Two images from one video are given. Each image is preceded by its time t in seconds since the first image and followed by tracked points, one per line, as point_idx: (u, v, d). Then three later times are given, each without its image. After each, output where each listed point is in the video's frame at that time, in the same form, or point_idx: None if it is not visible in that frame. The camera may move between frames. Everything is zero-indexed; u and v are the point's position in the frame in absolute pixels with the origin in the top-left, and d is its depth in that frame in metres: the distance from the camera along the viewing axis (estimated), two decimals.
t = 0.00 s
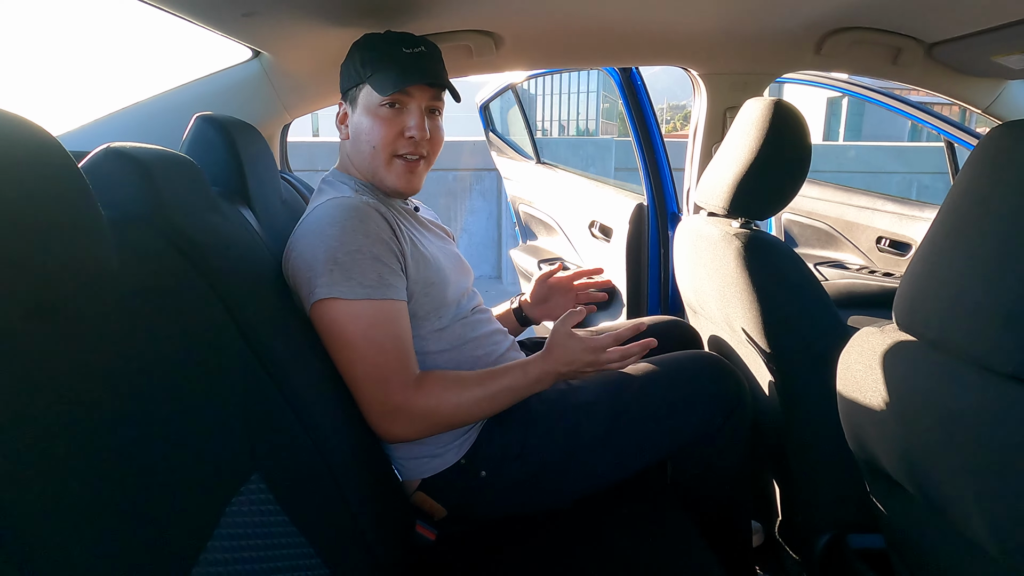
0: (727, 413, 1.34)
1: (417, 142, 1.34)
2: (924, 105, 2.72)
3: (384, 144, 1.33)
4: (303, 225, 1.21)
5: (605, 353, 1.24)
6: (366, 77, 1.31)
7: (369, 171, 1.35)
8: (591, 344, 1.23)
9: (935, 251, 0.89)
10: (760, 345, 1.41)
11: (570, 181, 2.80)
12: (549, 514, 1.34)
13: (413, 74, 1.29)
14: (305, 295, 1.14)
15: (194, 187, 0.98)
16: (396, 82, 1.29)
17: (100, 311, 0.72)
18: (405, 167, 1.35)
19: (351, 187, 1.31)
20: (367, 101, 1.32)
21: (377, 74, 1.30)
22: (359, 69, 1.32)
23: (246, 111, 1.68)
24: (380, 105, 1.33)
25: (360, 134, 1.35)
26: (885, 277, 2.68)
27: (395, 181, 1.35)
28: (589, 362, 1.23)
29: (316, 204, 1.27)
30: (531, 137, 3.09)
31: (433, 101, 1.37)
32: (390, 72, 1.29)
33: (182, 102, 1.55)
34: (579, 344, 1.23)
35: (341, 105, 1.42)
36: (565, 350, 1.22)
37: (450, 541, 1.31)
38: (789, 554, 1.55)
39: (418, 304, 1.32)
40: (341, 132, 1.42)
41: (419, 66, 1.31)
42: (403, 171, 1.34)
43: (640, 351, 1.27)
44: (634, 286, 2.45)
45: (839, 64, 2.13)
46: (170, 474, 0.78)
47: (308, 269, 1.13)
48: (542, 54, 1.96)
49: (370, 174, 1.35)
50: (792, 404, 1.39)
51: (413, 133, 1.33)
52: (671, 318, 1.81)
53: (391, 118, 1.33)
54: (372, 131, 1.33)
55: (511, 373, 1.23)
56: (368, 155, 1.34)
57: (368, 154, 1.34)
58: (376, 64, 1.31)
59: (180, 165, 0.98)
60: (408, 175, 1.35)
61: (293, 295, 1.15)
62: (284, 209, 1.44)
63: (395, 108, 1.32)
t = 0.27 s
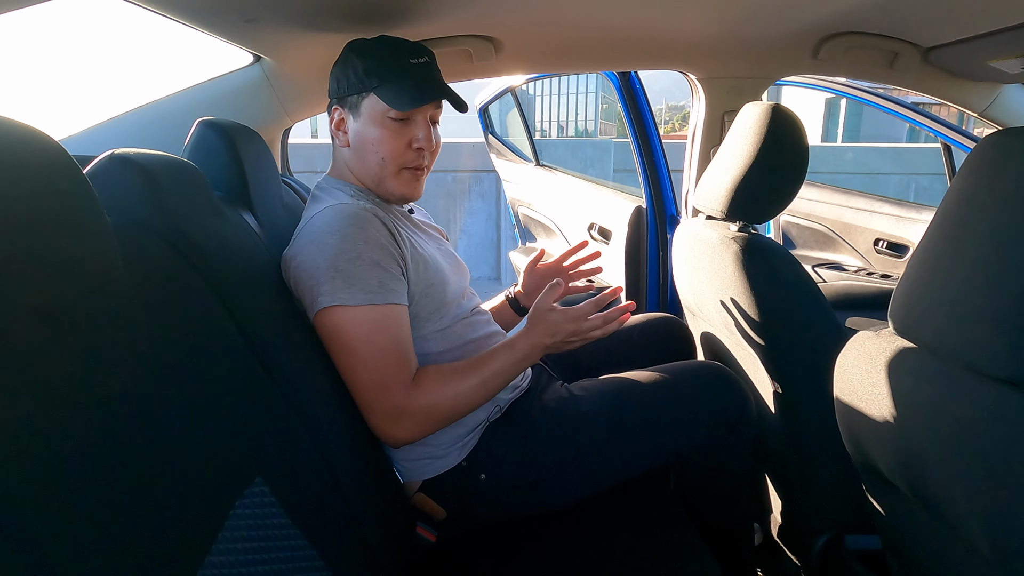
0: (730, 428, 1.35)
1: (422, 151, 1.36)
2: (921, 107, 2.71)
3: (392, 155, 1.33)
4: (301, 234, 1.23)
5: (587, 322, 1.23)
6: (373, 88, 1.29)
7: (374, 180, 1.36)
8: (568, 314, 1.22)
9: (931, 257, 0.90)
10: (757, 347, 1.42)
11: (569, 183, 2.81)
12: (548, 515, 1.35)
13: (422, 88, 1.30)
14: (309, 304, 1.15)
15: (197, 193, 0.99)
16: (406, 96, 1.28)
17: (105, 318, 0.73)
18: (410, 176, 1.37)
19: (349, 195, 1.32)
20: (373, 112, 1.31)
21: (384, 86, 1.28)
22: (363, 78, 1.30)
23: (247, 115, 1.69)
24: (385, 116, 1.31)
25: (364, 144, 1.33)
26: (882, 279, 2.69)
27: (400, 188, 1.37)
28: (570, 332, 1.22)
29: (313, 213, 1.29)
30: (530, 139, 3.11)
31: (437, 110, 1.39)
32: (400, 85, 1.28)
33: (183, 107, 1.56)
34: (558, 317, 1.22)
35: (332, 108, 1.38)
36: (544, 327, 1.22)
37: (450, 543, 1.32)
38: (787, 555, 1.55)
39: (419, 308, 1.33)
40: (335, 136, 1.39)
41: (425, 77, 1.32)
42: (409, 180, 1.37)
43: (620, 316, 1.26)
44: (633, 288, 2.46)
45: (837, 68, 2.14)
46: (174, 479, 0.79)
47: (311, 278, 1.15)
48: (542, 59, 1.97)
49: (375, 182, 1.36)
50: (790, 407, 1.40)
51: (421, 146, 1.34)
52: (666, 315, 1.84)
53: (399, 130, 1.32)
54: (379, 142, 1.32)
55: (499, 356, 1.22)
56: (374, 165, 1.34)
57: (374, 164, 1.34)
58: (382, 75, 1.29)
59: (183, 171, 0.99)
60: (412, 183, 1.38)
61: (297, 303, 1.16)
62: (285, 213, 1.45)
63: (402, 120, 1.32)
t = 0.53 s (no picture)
0: (731, 428, 1.37)
1: (428, 153, 1.37)
2: (920, 109, 2.72)
3: (399, 158, 1.34)
4: (303, 239, 1.23)
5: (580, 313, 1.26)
6: (380, 92, 1.30)
7: (381, 183, 1.36)
8: (559, 307, 1.25)
9: (928, 258, 0.91)
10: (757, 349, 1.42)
11: (568, 184, 2.82)
12: (548, 516, 1.36)
13: (429, 91, 1.32)
14: (313, 307, 1.16)
15: (200, 194, 1.00)
16: (414, 99, 1.30)
17: (110, 320, 0.74)
18: (416, 178, 1.38)
19: (351, 198, 1.33)
20: (380, 115, 1.31)
21: (392, 89, 1.30)
22: (369, 82, 1.31)
23: (249, 117, 1.70)
24: (392, 119, 1.32)
25: (370, 147, 1.34)
26: (881, 279, 2.70)
27: (407, 191, 1.38)
28: (568, 326, 1.24)
29: (316, 216, 1.29)
30: (529, 140, 3.11)
31: (441, 113, 1.40)
32: (407, 88, 1.30)
33: (184, 108, 1.57)
34: (551, 312, 1.24)
35: (336, 112, 1.39)
36: (541, 326, 1.23)
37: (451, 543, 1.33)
38: (786, 555, 1.56)
39: (421, 311, 1.34)
40: (340, 140, 1.39)
41: (430, 81, 1.34)
42: (415, 182, 1.37)
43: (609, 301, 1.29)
44: (632, 290, 2.47)
45: (835, 70, 2.15)
46: (178, 480, 0.79)
47: (315, 281, 1.15)
48: (542, 61, 1.97)
49: (381, 185, 1.36)
50: (788, 407, 1.41)
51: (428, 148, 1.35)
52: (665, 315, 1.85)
53: (406, 133, 1.33)
54: (386, 145, 1.33)
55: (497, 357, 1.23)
56: (381, 168, 1.34)
57: (381, 167, 1.34)
58: (388, 78, 1.30)
59: (187, 173, 1.00)
60: (418, 185, 1.39)
61: (300, 306, 1.17)
62: (286, 214, 1.45)
63: (409, 122, 1.33)
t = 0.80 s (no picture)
0: (727, 430, 1.36)
1: (431, 157, 1.38)
2: (919, 109, 2.72)
3: (402, 162, 1.35)
4: (304, 244, 1.24)
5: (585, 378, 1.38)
6: (384, 96, 1.30)
7: (384, 186, 1.37)
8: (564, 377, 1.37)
9: (925, 261, 0.92)
10: (756, 351, 1.42)
11: (568, 184, 2.82)
12: (547, 517, 1.36)
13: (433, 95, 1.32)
14: (314, 311, 1.17)
15: (201, 197, 1.00)
16: (419, 103, 1.30)
17: (112, 322, 0.74)
18: (418, 182, 1.39)
19: (353, 199, 1.33)
20: (384, 119, 1.32)
21: (396, 93, 1.30)
22: (374, 85, 1.31)
23: (248, 118, 1.70)
24: (396, 123, 1.32)
25: (374, 150, 1.34)
26: (880, 280, 2.70)
27: (408, 195, 1.39)
28: (585, 389, 1.35)
29: (318, 219, 1.30)
30: (528, 139, 3.09)
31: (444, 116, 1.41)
32: (412, 92, 1.30)
33: (184, 109, 1.57)
34: (561, 382, 1.36)
35: (338, 114, 1.38)
36: (563, 399, 1.34)
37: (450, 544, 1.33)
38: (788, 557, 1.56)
39: (422, 315, 1.35)
40: (342, 142, 1.39)
41: (434, 84, 1.34)
42: (417, 186, 1.39)
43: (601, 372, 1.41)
44: (632, 290, 2.47)
45: (834, 71, 2.15)
46: (180, 482, 0.80)
47: (316, 286, 1.16)
48: (541, 62, 1.98)
49: (384, 188, 1.37)
50: (787, 408, 1.41)
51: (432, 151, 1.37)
52: (663, 315, 1.84)
53: (410, 137, 1.34)
54: (390, 149, 1.33)
55: (515, 402, 1.30)
56: (384, 171, 1.35)
57: (384, 170, 1.35)
58: (393, 82, 1.30)
59: (187, 175, 1.00)
60: (420, 189, 1.40)
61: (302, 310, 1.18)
62: (286, 216, 1.46)
63: (413, 126, 1.34)
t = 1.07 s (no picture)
0: (723, 425, 1.37)
1: (440, 170, 1.37)
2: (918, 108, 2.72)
3: (408, 172, 1.34)
4: (314, 239, 1.24)
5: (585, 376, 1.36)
6: (394, 106, 1.29)
7: (388, 192, 1.37)
8: (563, 373, 1.35)
9: (921, 261, 0.92)
10: (755, 351, 1.42)
11: (567, 183, 2.82)
12: (544, 517, 1.36)
13: (443, 111, 1.30)
14: (317, 307, 1.17)
15: (199, 197, 1.00)
16: (427, 118, 1.29)
17: (113, 323, 0.74)
18: (424, 192, 1.38)
19: (360, 197, 1.33)
20: (394, 128, 1.31)
21: (406, 104, 1.29)
22: (386, 93, 1.30)
23: (247, 118, 1.70)
24: (405, 134, 1.31)
25: (382, 156, 1.34)
26: (879, 279, 2.70)
27: (415, 203, 1.39)
28: (583, 387, 1.34)
29: (326, 215, 1.30)
30: (528, 138, 3.07)
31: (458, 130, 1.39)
32: (421, 105, 1.29)
33: (183, 109, 1.57)
34: (559, 379, 1.34)
35: (355, 114, 1.39)
36: (558, 395, 1.33)
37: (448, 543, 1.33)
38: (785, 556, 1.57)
39: (425, 315, 1.35)
40: (356, 142, 1.40)
41: (447, 99, 1.32)
42: (423, 196, 1.38)
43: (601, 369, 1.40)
44: (631, 289, 2.47)
45: (833, 70, 2.15)
46: (178, 482, 0.80)
47: (321, 283, 1.16)
48: (540, 62, 1.98)
49: (390, 194, 1.37)
50: (785, 408, 1.41)
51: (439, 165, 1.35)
52: (653, 314, 1.84)
53: (418, 149, 1.32)
54: (397, 158, 1.33)
55: (512, 402, 1.29)
56: (391, 178, 1.35)
57: (390, 177, 1.35)
58: (404, 92, 1.29)
59: (185, 176, 1.00)
60: (427, 198, 1.39)
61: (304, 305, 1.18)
62: (285, 216, 1.46)
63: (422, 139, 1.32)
